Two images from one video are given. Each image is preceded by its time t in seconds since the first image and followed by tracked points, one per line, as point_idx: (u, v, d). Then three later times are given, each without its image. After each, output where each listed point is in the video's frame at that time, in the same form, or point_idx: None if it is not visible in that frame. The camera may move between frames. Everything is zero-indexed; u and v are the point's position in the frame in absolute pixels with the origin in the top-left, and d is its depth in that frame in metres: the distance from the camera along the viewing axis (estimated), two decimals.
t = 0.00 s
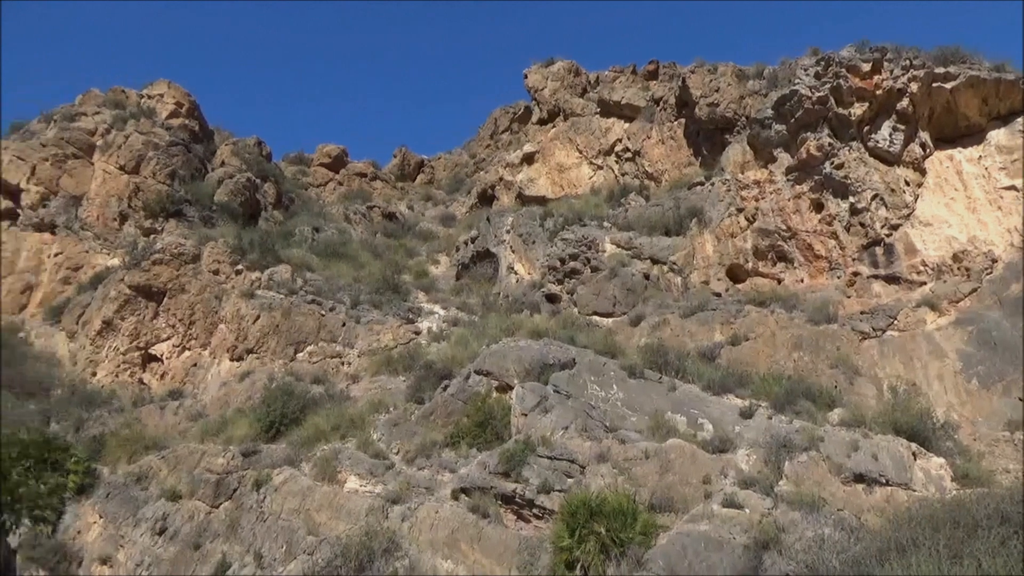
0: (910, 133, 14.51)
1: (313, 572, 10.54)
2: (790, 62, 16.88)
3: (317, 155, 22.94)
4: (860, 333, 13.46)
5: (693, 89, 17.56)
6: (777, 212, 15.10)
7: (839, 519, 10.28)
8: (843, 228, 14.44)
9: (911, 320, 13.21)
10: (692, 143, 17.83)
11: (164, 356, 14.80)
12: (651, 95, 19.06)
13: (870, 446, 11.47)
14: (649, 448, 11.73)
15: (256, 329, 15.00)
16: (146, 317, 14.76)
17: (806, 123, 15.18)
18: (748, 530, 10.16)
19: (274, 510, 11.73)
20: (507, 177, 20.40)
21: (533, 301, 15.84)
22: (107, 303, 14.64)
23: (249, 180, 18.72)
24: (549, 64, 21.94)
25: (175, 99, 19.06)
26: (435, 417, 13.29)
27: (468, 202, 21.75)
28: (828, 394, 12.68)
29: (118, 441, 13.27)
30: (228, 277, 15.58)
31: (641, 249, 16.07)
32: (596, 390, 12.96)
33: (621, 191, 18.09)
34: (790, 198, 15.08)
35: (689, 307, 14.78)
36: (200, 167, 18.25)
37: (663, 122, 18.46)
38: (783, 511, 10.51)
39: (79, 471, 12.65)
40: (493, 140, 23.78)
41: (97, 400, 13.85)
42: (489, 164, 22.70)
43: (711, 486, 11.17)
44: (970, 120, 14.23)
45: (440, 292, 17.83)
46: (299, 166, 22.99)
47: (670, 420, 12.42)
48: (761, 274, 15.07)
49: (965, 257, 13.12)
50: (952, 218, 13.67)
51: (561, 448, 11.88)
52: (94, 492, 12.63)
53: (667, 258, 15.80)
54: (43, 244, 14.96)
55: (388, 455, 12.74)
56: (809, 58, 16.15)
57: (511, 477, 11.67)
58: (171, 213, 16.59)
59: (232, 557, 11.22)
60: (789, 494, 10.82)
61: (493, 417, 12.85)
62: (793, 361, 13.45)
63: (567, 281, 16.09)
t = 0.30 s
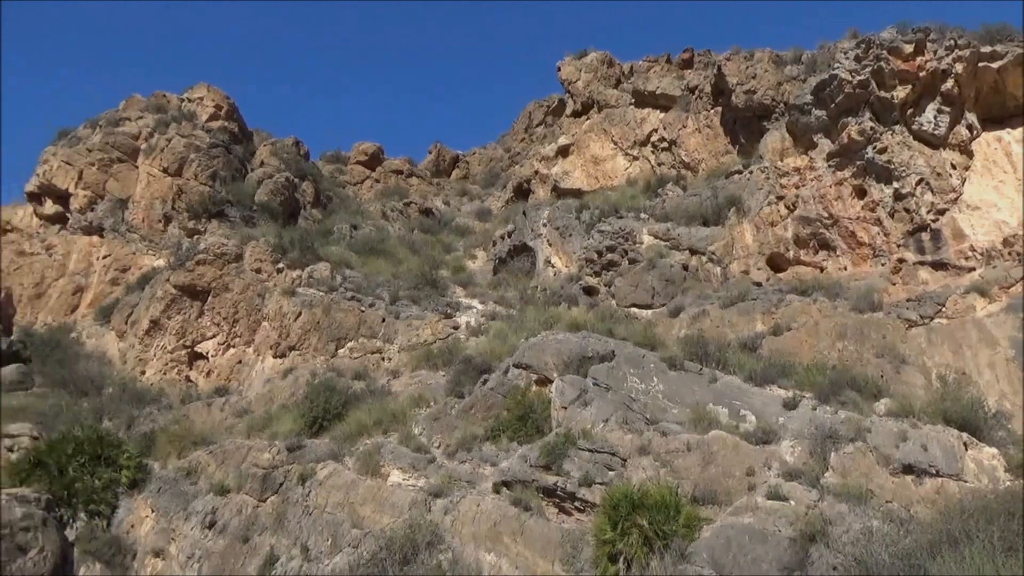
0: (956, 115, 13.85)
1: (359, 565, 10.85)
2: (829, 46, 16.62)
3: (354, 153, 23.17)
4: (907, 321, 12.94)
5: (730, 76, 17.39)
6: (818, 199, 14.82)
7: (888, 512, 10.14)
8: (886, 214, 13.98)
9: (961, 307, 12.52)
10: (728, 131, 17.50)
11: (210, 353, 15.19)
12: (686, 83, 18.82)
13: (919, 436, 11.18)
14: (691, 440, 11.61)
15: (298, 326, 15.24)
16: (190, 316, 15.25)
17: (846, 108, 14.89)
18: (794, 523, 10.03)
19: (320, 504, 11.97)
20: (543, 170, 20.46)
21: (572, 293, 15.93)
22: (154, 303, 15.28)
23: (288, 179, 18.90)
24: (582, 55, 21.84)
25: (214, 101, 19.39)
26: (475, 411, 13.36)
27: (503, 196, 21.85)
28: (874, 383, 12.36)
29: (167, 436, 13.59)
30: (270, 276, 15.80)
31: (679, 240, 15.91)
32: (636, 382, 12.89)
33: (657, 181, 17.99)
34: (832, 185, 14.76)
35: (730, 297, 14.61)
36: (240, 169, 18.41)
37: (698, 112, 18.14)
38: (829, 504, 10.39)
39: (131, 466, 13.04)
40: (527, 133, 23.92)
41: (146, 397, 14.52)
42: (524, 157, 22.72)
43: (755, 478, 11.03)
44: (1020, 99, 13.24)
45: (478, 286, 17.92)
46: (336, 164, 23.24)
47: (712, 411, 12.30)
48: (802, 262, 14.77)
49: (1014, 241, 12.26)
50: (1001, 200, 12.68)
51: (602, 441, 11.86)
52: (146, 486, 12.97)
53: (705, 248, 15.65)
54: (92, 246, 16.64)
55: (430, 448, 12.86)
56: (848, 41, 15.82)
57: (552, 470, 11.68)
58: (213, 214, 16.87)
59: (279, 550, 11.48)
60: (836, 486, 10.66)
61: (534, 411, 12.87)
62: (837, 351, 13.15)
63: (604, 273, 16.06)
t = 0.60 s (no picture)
0: (1016, 89, 12.97)
1: (411, 554, 11.02)
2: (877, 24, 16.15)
3: (396, 148, 23.45)
4: (965, 305, 12.35)
5: (774, 58, 16.99)
6: (869, 180, 14.38)
7: (947, 500, 9.93)
8: (941, 194, 13.38)
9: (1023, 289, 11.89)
10: (773, 114, 17.33)
11: (262, 348, 15.54)
12: (729, 67, 18.51)
13: (981, 422, 10.70)
14: (741, 428, 11.46)
15: (346, 320, 15.46)
16: (243, 312, 15.66)
17: (897, 87, 14.45)
18: (850, 512, 9.90)
19: (372, 495, 12.16)
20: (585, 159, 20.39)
21: (616, 282, 15.78)
22: (207, 300, 15.75)
23: (334, 175, 19.14)
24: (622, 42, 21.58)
25: (259, 100, 19.65)
26: (521, 402, 13.38)
27: (545, 186, 21.86)
28: (932, 368, 11.84)
29: (223, 430, 13.94)
30: (317, 271, 16.09)
31: (724, 227, 15.68)
32: (683, 371, 12.77)
33: (701, 167, 17.77)
34: (883, 166, 14.27)
35: (779, 283, 14.30)
36: (285, 167, 18.61)
37: (742, 95, 17.97)
38: (886, 492, 10.18)
39: (189, 458, 13.39)
40: (568, 122, 24.27)
41: (202, 391, 14.95)
42: (565, 147, 22.74)
43: (808, 467, 10.84)
44: None
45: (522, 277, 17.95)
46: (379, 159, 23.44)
47: (762, 400, 12.09)
48: (853, 246, 14.34)
49: None
50: None
51: (650, 430, 11.79)
52: (204, 478, 13.30)
53: (752, 234, 15.40)
54: (147, 246, 17.20)
55: (478, 439, 12.95)
56: (898, 19, 15.32)
57: (600, 460, 11.67)
58: (261, 211, 17.15)
59: (333, 540, 11.71)
60: (892, 474, 10.42)
61: (580, 401, 12.84)
62: (892, 336, 12.74)
63: (649, 261, 15.87)
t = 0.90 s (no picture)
0: None
1: (459, 544, 11.04)
2: None
3: (434, 141, 23.52)
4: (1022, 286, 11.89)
5: (816, 39, 16.59)
6: (918, 161, 13.84)
7: (1005, 488, 9.59)
8: (994, 174, 12.73)
9: None
10: (816, 97, 16.87)
11: (308, 343, 15.82)
12: (769, 49, 18.15)
13: None
14: (790, 417, 11.29)
15: (389, 313, 15.64)
16: (289, 307, 15.97)
17: (946, 64, 13.80)
18: (903, 501, 9.73)
19: (418, 485, 12.33)
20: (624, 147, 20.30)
21: (657, 271, 15.67)
22: (253, 296, 16.04)
23: (373, 170, 19.32)
24: (659, 27, 21.33)
25: (299, 99, 19.87)
26: (565, 392, 13.39)
27: (584, 176, 21.75)
28: (988, 354, 11.32)
29: (273, 423, 14.24)
30: (360, 265, 16.34)
31: (768, 212, 15.44)
32: (728, 359, 12.62)
33: (742, 152, 17.50)
34: (932, 145, 13.70)
35: (825, 269, 13.98)
36: (325, 163, 18.84)
37: (783, 78, 17.53)
38: (941, 480, 9.96)
39: (241, 450, 13.68)
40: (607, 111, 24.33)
41: (250, 385, 15.29)
42: (603, 137, 22.74)
43: (859, 455, 10.65)
44: None
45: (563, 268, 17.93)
46: (417, 153, 23.58)
47: (810, 387, 11.85)
48: (902, 230, 13.90)
49: None
50: None
51: (696, 420, 11.68)
52: (255, 470, 13.61)
53: (796, 220, 15.12)
54: (194, 243, 17.58)
55: (522, 430, 12.99)
56: None
57: (646, 449, 11.64)
58: (304, 207, 17.49)
59: (381, 531, 11.85)
60: (947, 462, 10.12)
61: (624, 390, 12.79)
62: (945, 321, 12.26)
63: (691, 249, 15.71)
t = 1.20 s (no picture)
0: None
1: (513, 530, 11.14)
2: None
3: (479, 131, 23.67)
4: None
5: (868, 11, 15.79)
6: (978, 135, 12.86)
7: None
8: None
9: None
10: (869, 72, 16.26)
11: (359, 334, 16.11)
12: (819, 25, 17.56)
13: None
14: (848, 401, 10.96)
15: (438, 303, 15.77)
16: (340, 299, 16.25)
17: (1008, 32, 12.74)
18: (968, 486, 9.36)
19: (471, 473, 12.45)
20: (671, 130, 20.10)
21: (707, 256, 15.56)
22: (306, 288, 16.43)
23: (418, 162, 19.43)
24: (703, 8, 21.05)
25: (344, 93, 20.09)
26: (616, 378, 13.30)
27: (630, 161, 21.66)
28: None
29: (328, 412, 14.53)
30: (408, 257, 16.44)
31: (820, 192, 15.02)
32: (782, 344, 12.31)
33: (793, 131, 17.07)
34: (992, 119, 12.69)
35: (883, 250, 13.49)
36: (371, 157, 18.96)
37: (834, 54, 16.93)
38: (1008, 465, 9.37)
39: (298, 440, 13.98)
40: (652, 95, 24.10)
41: (305, 376, 15.64)
42: (648, 121, 22.63)
43: (921, 440, 10.30)
44: None
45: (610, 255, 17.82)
46: (462, 144, 23.81)
47: (868, 370, 11.51)
48: (962, 207, 13.12)
49: None
50: None
51: (750, 405, 11.46)
52: (312, 459, 13.86)
53: (850, 200, 14.60)
54: (248, 238, 18.10)
55: (573, 417, 12.97)
56: None
57: (699, 435, 11.52)
58: (352, 200, 17.69)
59: (436, 517, 12.04)
60: (1013, 445, 9.58)
61: (675, 376, 12.67)
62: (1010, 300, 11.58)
63: (741, 232, 15.50)
